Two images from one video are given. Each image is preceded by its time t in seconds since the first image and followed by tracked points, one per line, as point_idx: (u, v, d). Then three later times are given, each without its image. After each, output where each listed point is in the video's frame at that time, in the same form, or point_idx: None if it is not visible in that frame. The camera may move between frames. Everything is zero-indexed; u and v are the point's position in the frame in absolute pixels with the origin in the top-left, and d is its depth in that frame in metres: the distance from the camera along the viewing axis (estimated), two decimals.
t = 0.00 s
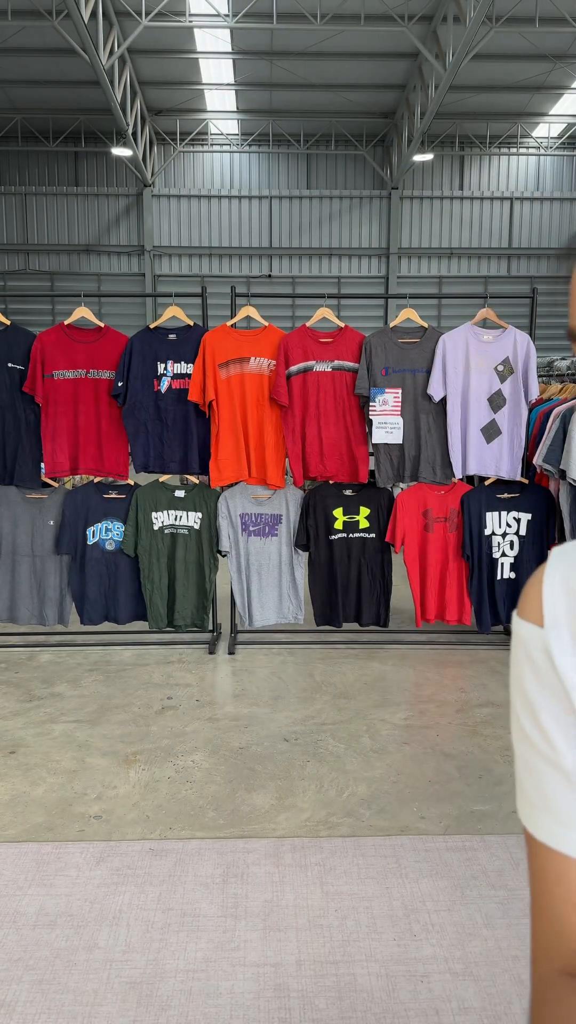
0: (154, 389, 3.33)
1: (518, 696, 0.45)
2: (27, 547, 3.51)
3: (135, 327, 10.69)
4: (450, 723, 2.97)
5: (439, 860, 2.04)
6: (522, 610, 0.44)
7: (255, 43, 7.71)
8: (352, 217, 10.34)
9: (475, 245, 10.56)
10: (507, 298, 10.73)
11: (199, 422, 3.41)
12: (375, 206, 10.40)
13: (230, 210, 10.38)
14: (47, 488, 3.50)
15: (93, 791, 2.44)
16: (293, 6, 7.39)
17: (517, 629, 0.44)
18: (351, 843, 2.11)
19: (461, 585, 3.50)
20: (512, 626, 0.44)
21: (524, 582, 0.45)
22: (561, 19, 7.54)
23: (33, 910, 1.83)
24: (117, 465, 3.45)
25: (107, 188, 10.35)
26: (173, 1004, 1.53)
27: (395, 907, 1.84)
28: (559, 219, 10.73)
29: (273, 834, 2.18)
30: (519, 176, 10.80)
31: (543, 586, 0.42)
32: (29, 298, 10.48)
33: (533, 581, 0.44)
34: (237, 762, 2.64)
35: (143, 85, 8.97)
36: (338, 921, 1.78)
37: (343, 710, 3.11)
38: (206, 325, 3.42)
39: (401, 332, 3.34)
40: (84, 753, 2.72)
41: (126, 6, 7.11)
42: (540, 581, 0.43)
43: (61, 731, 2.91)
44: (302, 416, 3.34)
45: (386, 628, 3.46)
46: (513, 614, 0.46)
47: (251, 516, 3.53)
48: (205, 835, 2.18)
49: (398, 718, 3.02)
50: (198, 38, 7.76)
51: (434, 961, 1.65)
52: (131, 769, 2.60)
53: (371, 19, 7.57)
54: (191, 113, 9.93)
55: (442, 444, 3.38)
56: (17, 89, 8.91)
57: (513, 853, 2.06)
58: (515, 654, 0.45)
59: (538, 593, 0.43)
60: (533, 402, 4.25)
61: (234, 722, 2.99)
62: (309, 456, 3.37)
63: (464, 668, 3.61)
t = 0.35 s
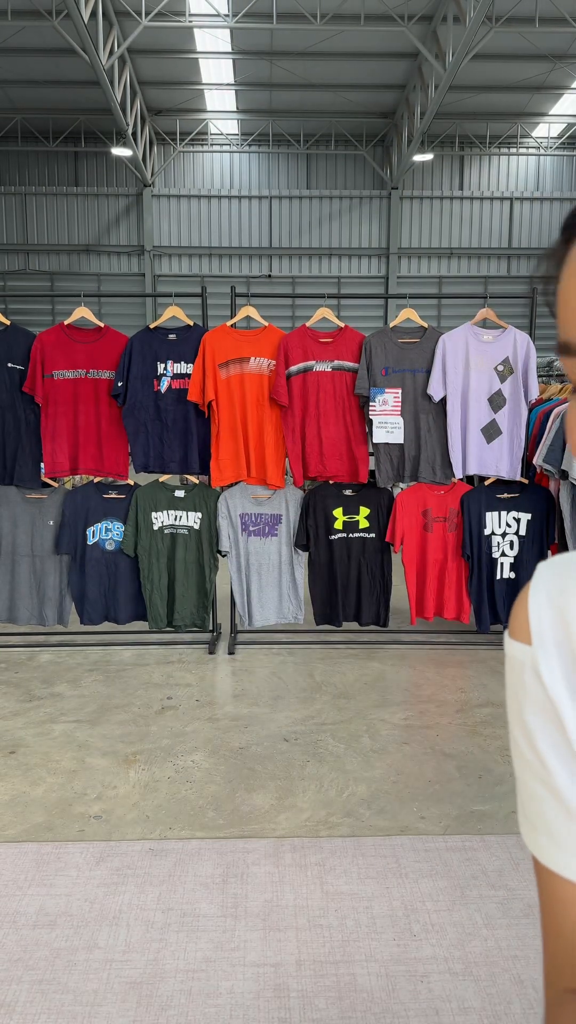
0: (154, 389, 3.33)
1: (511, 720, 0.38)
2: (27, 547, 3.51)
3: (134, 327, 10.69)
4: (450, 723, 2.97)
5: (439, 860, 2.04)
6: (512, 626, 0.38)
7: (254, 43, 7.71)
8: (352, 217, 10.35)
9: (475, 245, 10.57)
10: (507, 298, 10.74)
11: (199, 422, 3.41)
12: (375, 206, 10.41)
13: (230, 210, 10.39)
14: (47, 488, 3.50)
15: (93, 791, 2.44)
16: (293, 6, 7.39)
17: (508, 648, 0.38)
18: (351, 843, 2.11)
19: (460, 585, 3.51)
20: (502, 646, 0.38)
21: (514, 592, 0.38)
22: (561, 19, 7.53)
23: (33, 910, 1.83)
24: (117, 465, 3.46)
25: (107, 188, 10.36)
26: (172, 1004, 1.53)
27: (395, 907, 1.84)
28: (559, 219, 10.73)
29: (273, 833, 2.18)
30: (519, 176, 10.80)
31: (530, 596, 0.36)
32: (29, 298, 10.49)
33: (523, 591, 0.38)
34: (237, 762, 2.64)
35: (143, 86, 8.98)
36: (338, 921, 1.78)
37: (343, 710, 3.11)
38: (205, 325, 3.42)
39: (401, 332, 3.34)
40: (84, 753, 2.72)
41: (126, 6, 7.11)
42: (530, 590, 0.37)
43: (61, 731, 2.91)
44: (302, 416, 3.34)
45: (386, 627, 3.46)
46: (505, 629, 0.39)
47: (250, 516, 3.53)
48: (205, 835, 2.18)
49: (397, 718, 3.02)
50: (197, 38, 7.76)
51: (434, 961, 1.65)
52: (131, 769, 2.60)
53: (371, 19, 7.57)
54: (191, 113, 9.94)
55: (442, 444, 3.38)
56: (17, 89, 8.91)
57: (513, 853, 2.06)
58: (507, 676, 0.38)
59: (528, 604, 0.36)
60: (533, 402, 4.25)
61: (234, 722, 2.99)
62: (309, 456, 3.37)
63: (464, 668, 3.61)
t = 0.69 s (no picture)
0: (154, 388, 3.33)
1: (502, 714, 0.59)
2: (26, 547, 3.50)
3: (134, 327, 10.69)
4: (450, 723, 2.96)
5: (439, 860, 2.03)
6: (501, 634, 0.58)
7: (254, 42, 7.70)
8: (352, 217, 10.35)
9: (475, 245, 10.57)
10: (507, 298, 10.74)
11: (199, 422, 3.41)
12: (375, 206, 10.41)
13: (230, 210, 10.39)
14: (47, 488, 3.49)
15: (92, 792, 2.44)
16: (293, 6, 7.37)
17: (499, 651, 0.58)
18: (351, 843, 2.11)
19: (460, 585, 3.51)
20: (493, 649, 0.59)
21: (501, 609, 0.59)
22: (561, 18, 7.53)
23: (32, 910, 1.82)
24: (117, 465, 3.45)
25: (107, 188, 10.37)
26: (172, 1004, 1.53)
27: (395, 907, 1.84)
28: (559, 219, 10.73)
29: (272, 834, 2.17)
30: (519, 176, 10.80)
31: (518, 621, 0.56)
32: (28, 298, 10.49)
33: (511, 605, 0.58)
34: (236, 763, 2.64)
35: (143, 85, 8.98)
36: (338, 921, 1.78)
37: (343, 710, 3.10)
38: (205, 325, 3.42)
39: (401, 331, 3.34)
40: (84, 753, 2.71)
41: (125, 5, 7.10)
42: (517, 602, 0.57)
43: (60, 731, 2.90)
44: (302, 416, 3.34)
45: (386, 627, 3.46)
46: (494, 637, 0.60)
47: (250, 516, 3.53)
48: (205, 835, 2.18)
49: (397, 718, 3.01)
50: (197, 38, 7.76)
51: (434, 961, 1.65)
52: (130, 769, 2.59)
53: (371, 19, 7.56)
54: (191, 113, 9.93)
55: (442, 444, 3.37)
56: (16, 88, 8.90)
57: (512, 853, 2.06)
58: (498, 675, 0.59)
59: (516, 624, 0.56)
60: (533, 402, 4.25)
61: (234, 722, 2.98)
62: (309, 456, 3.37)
63: (464, 667, 3.61)
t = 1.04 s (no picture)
0: (154, 389, 3.33)
1: (503, 715, 0.60)
2: (26, 547, 3.51)
3: (134, 327, 10.70)
4: (450, 723, 2.96)
5: (439, 860, 2.04)
6: (500, 638, 0.59)
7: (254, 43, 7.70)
8: (351, 217, 10.36)
9: (474, 245, 10.58)
10: (506, 298, 10.75)
11: (199, 422, 3.41)
12: (375, 206, 10.42)
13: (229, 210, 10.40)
14: (47, 488, 3.49)
15: (92, 791, 2.44)
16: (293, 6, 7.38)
17: (498, 654, 0.59)
18: (351, 843, 2.11)
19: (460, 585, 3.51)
20: (492, 651, 0.60)
21: (499, 611, 0.60)
22: (560, 18, 7.53)
23: (32, 910, 1.83)
24: (117, 465, 3.45)
25: (106, 188, 10.37)
26: (172, 1003, 1.53)
27: (395, 907, 1.84)
28: (558, 219, 10.73)
29: (272, 833, 2.18)
30: (518, 176, 10.81)
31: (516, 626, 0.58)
32: (28, 298, 10.50)
33: (510, 607, 0.59)
34: (236, 762, 2.64)
35: (143, 86, 9.00)
36: (337, 921, 1.78)
37: (343, 709, 3.10)
38: (205, 325, 3.43)
39: (400, 332, 3.34)
40: (84, 753, 2.71)
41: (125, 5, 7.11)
42: (516, 605, 0.58)
43: (60, 731, 2.90)
44: (302, 416, 3.34)
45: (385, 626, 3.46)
46: (493, 639, 0.61)
47: (250, 516, 3.53)
48: (204, 835, 2.18)
49: (397, 718, 3.01)
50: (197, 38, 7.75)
51: (434, 961, 1.65)
52: (130, 769, 2.60)
53: (370, 19, 7.57)
54: (190, 113, 9.93)
55: (441, 444, 3.38)
56: (16, 89, 8.91)
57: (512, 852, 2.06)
58: (497, 678, 0.60)
59: (515, 628, 0.58)
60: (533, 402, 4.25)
61: (234, 722, 2.98)
62: (309, 456, 3.37)
63: (463, 667, 3.61)
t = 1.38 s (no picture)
0: (154, 389, 3.33)
1: (502, 706, 0.68)
2: (27, 547, 3.51)
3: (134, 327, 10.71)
4: (450, 723, 2.96)
5: (439, 860, 2.04)
6: (503, 632, 0.68)
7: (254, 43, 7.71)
8: (351, 217, 10.36)
9: (474, 245, 10.58)
10: (506, 298, 10.75)
11: (199, 422, 3.41)
12: (374, 207, 10.43)
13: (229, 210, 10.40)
14: (47, 488, 3.49)
15: (92, 792, 2.44)
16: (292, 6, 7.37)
17: (500, 647, 0.67)
18: (351, 843, 2.11)
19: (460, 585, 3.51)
20: (494, 645, 0.68)
21: (501, 609, 0.68)
22: (560, 19, 7.53)
23: (32, 910, 1.83)
24: (117, 465, 3.46)
25: (106, 188, 10.37)
26: (172, 1003, 1.53)
27: (395, 907, 1.84)
28: (558, 219, 10.74)
29: (272, 833, 2.18)
30: (518, 176, 10.81)
31: (516, 626, 0.66)
32: (28, 298, 10.50)
33: (512, 607, 0.67)
34: (236, 762, 2.64)
35: (143, 85, 8.99)
36: (337, 921, 1.78)
37: (342, 709, 3.10)
38: (205, 326, 3.43)
39: (401, 332, 3.34)
40: (84, 753, 2.71)
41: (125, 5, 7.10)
42: (518, 604, 0.67)
43: (60, 731, 2.90)
44: (302, 416, 3.34)
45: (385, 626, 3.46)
46: (496, 632, 0.70)
47: (249, 516, 3.53)
48: (204, 835, 2.18)
49: (397, 718, 3.01)
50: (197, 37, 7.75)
51: (434, 961, 1.65)
52: (130, 769, 2.60)
53: (370, 19, 7.57)
54: (190, 113, 9.93)
55: (441, 444, 3.38)
56: (16, 88, 8.91)
57: (511, 852, 2.06)
58: (499, 669, 0.68)
59: (515, 627, 0.66)
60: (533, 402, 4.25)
61: (234, 722, 2.98)
62: (309, 456, 3.37)
63: (463, 667, 3.61)
